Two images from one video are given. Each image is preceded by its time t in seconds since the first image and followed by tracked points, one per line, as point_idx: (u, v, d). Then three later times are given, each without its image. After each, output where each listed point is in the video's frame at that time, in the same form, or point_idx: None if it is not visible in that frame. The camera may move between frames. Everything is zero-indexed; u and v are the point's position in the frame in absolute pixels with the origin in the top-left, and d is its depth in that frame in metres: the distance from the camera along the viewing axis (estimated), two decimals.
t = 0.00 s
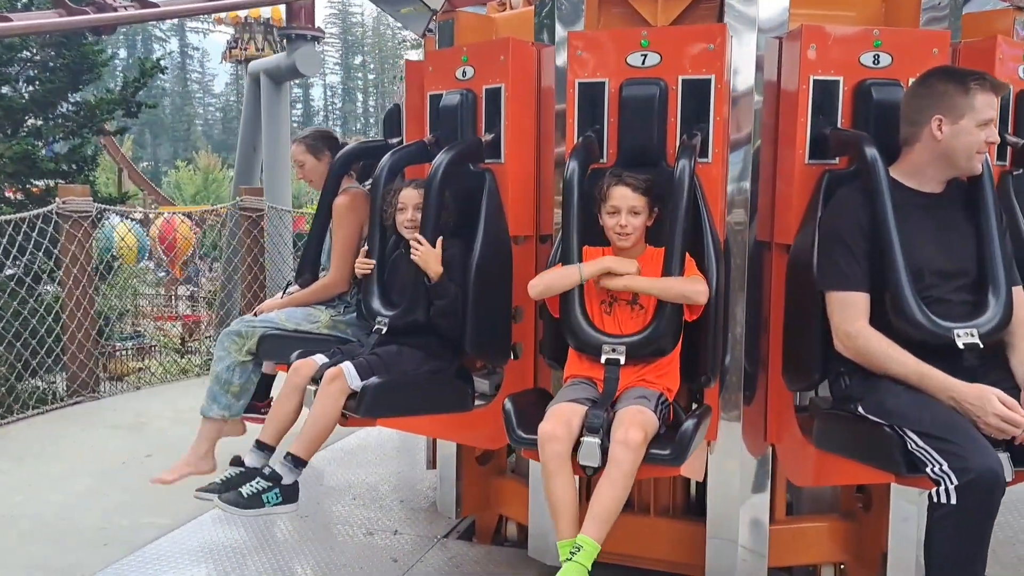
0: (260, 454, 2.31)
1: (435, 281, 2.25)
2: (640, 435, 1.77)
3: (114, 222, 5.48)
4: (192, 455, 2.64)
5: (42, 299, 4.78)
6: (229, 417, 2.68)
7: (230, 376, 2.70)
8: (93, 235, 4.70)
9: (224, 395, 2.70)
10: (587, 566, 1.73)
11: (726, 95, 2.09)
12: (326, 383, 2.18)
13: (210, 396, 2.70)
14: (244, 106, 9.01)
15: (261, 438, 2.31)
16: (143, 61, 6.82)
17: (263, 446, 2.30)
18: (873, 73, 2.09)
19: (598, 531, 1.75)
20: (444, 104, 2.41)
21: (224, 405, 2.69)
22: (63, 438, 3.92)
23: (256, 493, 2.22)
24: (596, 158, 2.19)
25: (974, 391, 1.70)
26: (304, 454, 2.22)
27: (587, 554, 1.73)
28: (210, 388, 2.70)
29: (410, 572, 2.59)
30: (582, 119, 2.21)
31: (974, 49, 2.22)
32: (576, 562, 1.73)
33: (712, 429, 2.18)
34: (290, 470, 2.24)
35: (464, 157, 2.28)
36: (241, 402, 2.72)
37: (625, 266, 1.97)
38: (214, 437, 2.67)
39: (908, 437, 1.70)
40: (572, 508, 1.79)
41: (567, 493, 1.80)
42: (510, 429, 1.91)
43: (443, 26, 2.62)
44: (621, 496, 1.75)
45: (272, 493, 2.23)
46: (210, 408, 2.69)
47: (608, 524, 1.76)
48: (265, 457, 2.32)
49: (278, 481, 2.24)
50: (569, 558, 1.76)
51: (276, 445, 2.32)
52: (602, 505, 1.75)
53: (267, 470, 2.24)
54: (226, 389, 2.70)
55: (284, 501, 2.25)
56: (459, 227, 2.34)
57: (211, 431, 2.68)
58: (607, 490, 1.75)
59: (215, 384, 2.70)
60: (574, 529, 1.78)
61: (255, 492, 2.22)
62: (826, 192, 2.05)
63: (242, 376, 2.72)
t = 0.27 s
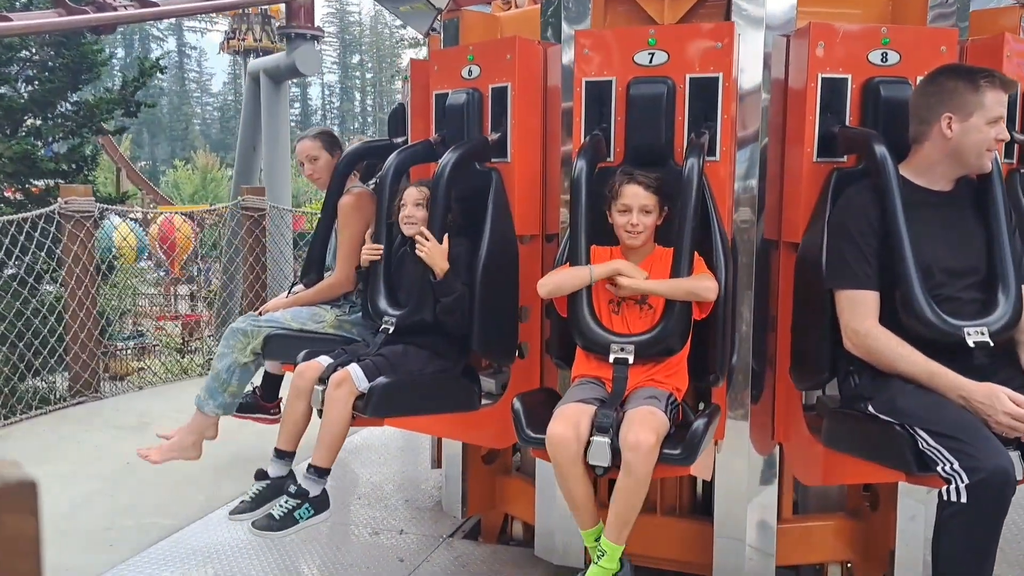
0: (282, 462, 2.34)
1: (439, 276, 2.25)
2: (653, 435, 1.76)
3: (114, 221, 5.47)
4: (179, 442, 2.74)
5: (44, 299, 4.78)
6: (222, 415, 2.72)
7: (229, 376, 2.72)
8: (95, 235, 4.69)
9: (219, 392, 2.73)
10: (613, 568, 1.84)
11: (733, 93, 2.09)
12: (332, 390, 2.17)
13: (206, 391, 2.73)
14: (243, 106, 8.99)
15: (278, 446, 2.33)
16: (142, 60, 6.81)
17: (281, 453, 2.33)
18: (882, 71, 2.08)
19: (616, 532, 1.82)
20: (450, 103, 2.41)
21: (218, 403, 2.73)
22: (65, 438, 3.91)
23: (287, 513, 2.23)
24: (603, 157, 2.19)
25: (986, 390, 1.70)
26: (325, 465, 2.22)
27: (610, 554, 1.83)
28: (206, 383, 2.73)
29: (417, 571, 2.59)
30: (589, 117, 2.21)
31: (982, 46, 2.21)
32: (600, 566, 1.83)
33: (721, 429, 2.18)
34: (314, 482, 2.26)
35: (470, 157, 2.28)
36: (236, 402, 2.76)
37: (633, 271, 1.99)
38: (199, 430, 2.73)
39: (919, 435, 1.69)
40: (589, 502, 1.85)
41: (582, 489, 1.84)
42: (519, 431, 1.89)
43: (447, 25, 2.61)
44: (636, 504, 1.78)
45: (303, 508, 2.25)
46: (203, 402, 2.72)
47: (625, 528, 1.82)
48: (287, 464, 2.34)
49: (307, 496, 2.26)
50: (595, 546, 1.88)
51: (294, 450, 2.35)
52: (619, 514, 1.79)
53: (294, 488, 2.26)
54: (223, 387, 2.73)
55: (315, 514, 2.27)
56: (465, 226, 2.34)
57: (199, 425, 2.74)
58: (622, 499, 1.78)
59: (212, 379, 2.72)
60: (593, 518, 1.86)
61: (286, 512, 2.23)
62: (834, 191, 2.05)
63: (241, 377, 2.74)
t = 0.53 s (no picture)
0: (282, 464, 2.32)
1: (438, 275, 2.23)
2: (655, 437, 1.76)
3: (111, 221, 5.46)
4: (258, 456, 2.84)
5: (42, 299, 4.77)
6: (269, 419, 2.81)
7: (257, 381, 2.79)
8: (94, 235, 4.67)
9: (255, 399, 2.81)
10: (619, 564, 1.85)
11: (733, 93, 2.09)
12: (332, 392, 2.15)
13: (244, 403, 2.82)
14: (240, 105, 8.98)
15: (279, 447, 2.32)
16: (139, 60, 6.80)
17: (282, 455, 2.31)
18: (882, 71, 2.08)
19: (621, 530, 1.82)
20: (449, 104, 2.40)
21: (260, 409, 2.81)
22: (64, 440, 3.90)
23: (292, 517, 2.20)
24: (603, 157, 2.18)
25: (987, 392, 1.70)
26: (328, 466, 2.19)
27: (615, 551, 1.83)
28: (240, 396, 2.81)
29: (416, 572, 2.59)
30: (588, 118, 2.20)
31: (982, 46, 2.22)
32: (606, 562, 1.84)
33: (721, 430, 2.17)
34: (318, 484, 2.22)
35: (470, 157, 2.27)
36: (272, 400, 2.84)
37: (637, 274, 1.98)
38: (265, 434, 2.83)
39: (921, 436, 1.69)
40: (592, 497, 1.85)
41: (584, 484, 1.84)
42: (520, 432, 1.88)
43: (447, 25, 2.61)
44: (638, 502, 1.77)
45: (308, 512, 2.21)
46: (247, 414, 2.81)
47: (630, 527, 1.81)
48: (289, 466, 2.33)
49: (311, 499, 2.22)
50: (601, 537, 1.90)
51: (296, 451, 2.33)
52: (622, 513, 1.79)
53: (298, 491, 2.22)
54: (256, 394, 2.80)
55: (320, 517, 2.22)
56: (465, 228, 2.34)
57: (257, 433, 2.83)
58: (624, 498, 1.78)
59: (243, 392, 2.80)
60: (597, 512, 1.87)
61: (290, 515, 2.19)
62: (834, 191, 2.04)
63: (264, 377, 2.81)
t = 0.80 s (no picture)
0: (275, 461, 2.37)
1: (435, 275, 2.23)
2: (651, 433, 1.77)
3: (109, 221, 5.45)
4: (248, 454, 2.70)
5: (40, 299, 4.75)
6: (263, 415, 2.73)
7: (253, 377, 2.72)
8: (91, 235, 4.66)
9: (250, 395, 2.73)
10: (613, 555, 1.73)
11: (732, 93, 2.09)
12: (332, 392, 2.15)
13: (238, 399, 2.73)
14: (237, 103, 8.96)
15: (272, 446, 2.35)
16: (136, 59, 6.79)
17: (275, 454, 2.36)
18: (881, 71, 2.08)
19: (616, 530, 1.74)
20: (447, 103, 2.40)
21: (255, 404, 2.73)
22: (63, 440, 3.90)
23: (289, 516, 2.23)
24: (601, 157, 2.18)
25: (987, 393, 1.70)
26: (325, 467, 2.20)
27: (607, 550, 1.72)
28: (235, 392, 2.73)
29: (415, 572, 2.58)
30: (587, 118, 2.20)
31: (980, 45, 2.22)
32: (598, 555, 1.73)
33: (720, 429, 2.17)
34: (316, 484, 2.24)
35: (468, 157, 2.27)
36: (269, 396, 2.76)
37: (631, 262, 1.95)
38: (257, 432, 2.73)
39: (921, 436, 1.69)
40: (581, 508, 1.79)
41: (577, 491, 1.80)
42: (519, 430, 1.89)
43: (445, 25, 2.62)
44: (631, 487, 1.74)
45: (304, 511, 2.24)
46: (242, 410, 2.72)
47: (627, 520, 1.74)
48: (279, 464, 2.39)
49: (308, 498, 2.25)
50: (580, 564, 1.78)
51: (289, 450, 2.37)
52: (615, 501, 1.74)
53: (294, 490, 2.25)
54: (252, 389, 2.72)
55: (316, 516, 2.26)
56: (464, 227, 2.34)
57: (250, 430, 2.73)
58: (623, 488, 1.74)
59: (238, 386, 2.72)
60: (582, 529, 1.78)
61: (288, 514, 2.23)
62: (833, 190, 2.04)
63: (262, 372, 2.74)
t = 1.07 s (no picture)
0: (279, 463, 2.29)
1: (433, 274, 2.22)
2: (647, 432, 1.76)
3: (105, 220, 5.43)
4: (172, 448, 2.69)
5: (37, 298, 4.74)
6: (217, 415, 2.71)
7: (227, 377, 2.71)
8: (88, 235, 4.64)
9: (214, 393, 2.72)
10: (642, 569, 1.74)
11: (729, 92, 2.09)
12: (330, 392, 2.14)
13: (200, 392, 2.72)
14: (234, 102, 8.94)
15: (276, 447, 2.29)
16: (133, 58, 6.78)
17: (279, 455, 2.28)
18: (877, 69, 2.08)
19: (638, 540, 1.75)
20: (444, 103, 2.40)
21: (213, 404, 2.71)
22: (60, 440, 3.89)
23: (289, 516, 2.19)
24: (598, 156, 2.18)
25: (984, 391, 1.70)
26: (325, 467, 2.18)
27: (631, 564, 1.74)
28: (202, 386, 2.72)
29: (412, 572, 2.58)
30: (584, 117, 2.20)
31: (976, 43, 2.22)
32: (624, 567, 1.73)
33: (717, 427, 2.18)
34: (315, 484, 2.21)
35: (465, 156, 2.27)
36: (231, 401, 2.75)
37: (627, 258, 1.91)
38: (193, 430, 2.70)
39: (918, 435, 1.69)
40: (564, 511, 1.81)
41: (562, 494, 1.82)
42: (516, 431, 1.89)
43: (442, 24, 2.62)
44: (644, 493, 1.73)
45: (305, 511, 2.20)
46: (197, 404, 2.70)
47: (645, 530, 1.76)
48: (285, 466, 2.30)
49: (308, 499, 2.21)
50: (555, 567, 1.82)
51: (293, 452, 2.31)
52: (630, 512, 1.73)
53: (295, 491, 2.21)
54: (218, 388, 2.72)
55: (316, 516, 2.21)
56: (462, 226, 2.33)
57: (193, 426, 2.71)
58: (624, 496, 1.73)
59: (207, 381, 2.71)
60: (562, 532, 1.81)
61: (288, 515, 2.19)
62: (830, 189, 2.04)
63: (237, 376, 2.73)
